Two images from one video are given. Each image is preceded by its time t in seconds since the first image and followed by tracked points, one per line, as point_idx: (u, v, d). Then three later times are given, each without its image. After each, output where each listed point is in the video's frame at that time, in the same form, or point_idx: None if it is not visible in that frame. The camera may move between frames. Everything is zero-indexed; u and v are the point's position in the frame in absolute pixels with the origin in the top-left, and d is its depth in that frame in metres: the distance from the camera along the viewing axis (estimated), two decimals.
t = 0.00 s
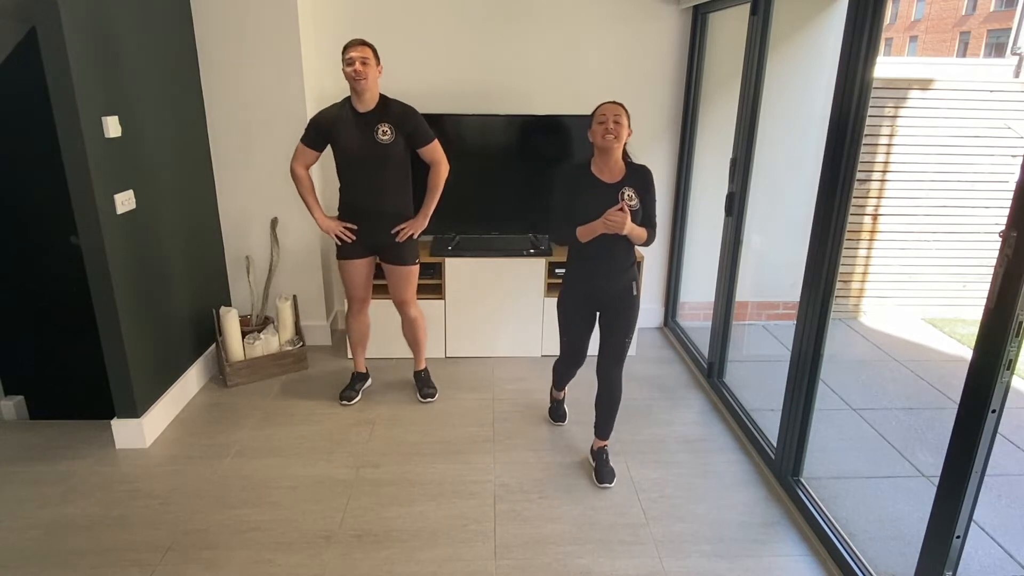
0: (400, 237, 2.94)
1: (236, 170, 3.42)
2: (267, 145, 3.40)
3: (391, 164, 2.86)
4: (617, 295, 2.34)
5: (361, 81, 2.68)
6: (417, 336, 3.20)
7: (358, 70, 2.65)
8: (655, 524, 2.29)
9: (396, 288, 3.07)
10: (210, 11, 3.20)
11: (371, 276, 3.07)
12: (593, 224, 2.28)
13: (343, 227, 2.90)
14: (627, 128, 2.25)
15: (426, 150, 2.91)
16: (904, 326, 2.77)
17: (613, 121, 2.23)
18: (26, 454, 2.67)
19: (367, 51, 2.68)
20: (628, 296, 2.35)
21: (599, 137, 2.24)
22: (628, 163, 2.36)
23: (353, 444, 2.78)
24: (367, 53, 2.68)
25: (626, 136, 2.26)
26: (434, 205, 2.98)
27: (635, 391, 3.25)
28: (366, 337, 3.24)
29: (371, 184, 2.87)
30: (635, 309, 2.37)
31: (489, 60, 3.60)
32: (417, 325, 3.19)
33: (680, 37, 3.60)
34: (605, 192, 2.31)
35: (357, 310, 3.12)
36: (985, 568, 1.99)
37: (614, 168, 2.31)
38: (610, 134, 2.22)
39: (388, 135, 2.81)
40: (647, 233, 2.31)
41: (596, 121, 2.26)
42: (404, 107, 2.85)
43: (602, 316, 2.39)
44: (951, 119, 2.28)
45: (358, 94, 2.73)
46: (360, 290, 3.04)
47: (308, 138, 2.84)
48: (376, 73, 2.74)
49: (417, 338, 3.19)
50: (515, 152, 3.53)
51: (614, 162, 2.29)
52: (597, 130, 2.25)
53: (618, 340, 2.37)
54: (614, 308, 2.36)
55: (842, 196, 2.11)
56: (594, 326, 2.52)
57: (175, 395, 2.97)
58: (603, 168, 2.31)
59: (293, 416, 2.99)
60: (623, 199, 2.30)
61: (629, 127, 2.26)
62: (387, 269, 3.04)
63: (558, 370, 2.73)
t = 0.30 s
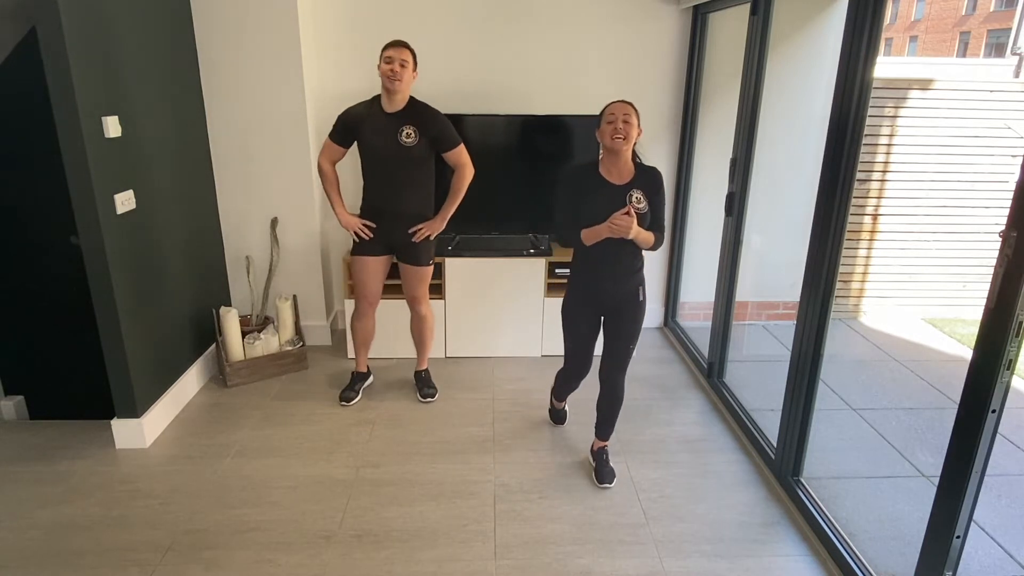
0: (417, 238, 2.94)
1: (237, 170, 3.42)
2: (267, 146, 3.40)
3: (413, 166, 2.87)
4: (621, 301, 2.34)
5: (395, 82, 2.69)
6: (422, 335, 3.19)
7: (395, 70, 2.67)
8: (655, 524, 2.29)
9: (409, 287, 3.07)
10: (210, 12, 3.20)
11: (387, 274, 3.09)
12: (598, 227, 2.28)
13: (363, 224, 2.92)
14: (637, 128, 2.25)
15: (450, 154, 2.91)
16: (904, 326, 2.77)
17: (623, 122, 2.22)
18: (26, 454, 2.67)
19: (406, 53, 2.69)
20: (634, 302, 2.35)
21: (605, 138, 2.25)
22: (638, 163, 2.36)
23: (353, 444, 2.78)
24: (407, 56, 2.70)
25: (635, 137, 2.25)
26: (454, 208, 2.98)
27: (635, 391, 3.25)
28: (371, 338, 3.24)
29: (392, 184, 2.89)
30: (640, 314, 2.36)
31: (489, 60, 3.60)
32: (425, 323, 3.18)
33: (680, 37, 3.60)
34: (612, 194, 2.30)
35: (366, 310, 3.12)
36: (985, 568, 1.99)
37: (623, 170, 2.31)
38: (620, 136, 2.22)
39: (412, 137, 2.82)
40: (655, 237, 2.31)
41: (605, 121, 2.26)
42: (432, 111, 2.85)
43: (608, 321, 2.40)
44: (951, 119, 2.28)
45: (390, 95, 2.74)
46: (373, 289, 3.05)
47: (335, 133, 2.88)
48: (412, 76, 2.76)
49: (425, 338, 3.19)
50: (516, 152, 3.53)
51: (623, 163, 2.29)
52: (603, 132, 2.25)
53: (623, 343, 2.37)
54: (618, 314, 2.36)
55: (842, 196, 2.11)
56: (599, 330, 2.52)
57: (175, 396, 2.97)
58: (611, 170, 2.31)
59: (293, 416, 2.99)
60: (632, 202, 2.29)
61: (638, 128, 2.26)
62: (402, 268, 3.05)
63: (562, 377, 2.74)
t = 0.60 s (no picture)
0: (420, 240, 2.94)
1: (237, 170, 3.42)
2: (267, 145, 3.40)
3: (420, 166, 2.87)
4: (620, 302, 2.34)
5: (410, 82, 2.71)
6: (423, 335, 3.19)
7: (411, 71, 2.69)
8: (655, 524, 2.29)
9: (412, 287, 3.08)
10: (210, 11, 3.20)
11: (392, 273, 3.09)
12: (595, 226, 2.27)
13: (369, 221, 2.93)
14: (631, 129, 2.26)
15: (459, 158, 2.90)
16: (904, 326, 2.77)
17: (618, 122, 2.23)
18: (26, 454, 2.67)
19: (423, 55, 2.71)
20: (633, 303, 2.34)
21: (600, 138, 2.26)
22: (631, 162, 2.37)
23: (353, 444, 2.78)
24: (423, 58, 2.72)
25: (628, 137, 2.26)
26: (460, 211, 2.96)
27: (635, 391, 3.26)
28: (377, 336, 3.22)
29: (396, 183, 2.89)
30: (640, 315, 2.35)
31: (489, 60, 3.60)
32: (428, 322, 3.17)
33: (680, 37, 3.60)
34: (607, 192, 2.32)
35: (371, 306, 3.12)
36: (985, 568, 1.99)
37: (617, 169, 2.32)
38: (615, 137, 2.23)
39: (420, 138, 2.82)
40: (652, 236, 2.31)
41: (599, 122, 2.27)
42: (444, 114, 2.85)
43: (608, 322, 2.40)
44: (951, 119, 2.28)
45: (402, 95, 2.76)
46: (377, 287, 3.06)
47: (348, 129, 2.91)
48: (428, 79, 2.78)
49: (426, 339, 3.19)
50: (516, 152, 3.53)
51: (617, 163, 2.30)
52: (599, 133, 2.26)
53: (620, 343, 2.37)
54: (618, 315, 2.35)
55: (842, 196, 2.11)
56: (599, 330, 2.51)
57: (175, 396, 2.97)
58: (604, 168, 2.32)
59: (293, 416, 2.99)
60: (627, 200, 2.30)
61: (632, 128, 2.27)
62: (407, 268, 3.06)
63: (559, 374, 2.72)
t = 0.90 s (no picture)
0: (417, 240, 2.94)
1: (237, 169, 3.42)
2: (267, 145, 3.40)
3: (416, 165, 2.87)
4: (609, 294, 2.34)
5: (402, 81, 2.72)
6: (423, 335, 3.19)
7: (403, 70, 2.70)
8: (655, 524, 2.29)
9: (411, 287, 3.08)
10: (210, 11, 3.20)
11: (389, 272, 3.09)
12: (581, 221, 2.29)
13: (367, 220, 2.94)
14: (616, 129, 2.26)
15: (454, 156, 2.89)
16: (904, 326, 2.77)
17: (603, 123, 2.24)
18: (27, 454, 2.67)
19: (416, 54, 2.72)
20: (621, 295, 2.34)
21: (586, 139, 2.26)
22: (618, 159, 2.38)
23: (354, 444, 2.78)
24: (416, 57, 2.72)
25: (614, 136, 2.27)
26: (456, 209, 2.96)
27: (635, 391, 3.26)
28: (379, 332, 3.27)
29: (392, 182, 2.89)
30: (629, 307, 2.36)
31: (489, 60, 3.60)
32: (427, 323, 3.17)
33: (680, 37, 3.60)
34: (594, 189, 2.32)
35: (371, 305, 3.14)
36: (985, 568, 1.99)
37: (604, 166, 2.33)
38: (599, 137, 2.23)
39: (414, 136, 2.82)
40: (638, 230, 2.32)
41: (586, 122, 2.27)
42: (439, 111, 2.85)
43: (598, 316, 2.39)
44: (951, 119, 2.28)
45: (396, 94, 2.78)
46: (377, 286, 3.07)
47: (345, 129, 2.92)
48: (421, 78, 2.78)
49: (425, 338, 3.19)
50: (516, 151, 3.53)
51: (604, 161, 2.31)
52: (586, 133, 2.27)
53: (610, 335, 2.36)
54: (607, 307, 2.35)
55: (842, 196, 2.11)
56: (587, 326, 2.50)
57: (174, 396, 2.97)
58: (592, 165, 2.33)
59: (293, 416, 2.99)
60: (612, 195, 2.31)
61: (618, 127, 2.27)
62: (404, 268, 3.05)
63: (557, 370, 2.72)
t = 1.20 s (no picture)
0: (406, 237, 2.94)
1: (236, 169, 3.42)
2: (266, 144, 3.40)
3: (403, 162, 2.87)
4: (588, 280, 2.39)
5: (380, 81, 2.72)
6: (422, 335, 3.19)
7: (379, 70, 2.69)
8: (655, 524, 2.29)
9: (404, 287, 3.07)
10: (210, 12, 3.20)
11: (382, 272, 3.09)
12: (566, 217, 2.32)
13: (354, 223, 2.93)
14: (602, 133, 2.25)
15: (437, 151, 2.88)
16: (904, 326, 2.78)
17: (588, 127, 2.23)
18: (27, 454, 2.67)
19: (390, 52, 2.71)
20: (600, 280, 2.39)
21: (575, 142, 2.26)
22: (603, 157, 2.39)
23: (354, 444, 2.78)
24: (391, 55, 2.72)
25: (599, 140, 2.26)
26: (444, 205, 2.96)
27: (635, 391, 3.26)
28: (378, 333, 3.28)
29: (382, 181, 2.89)
30: (608, 291, 2.41)
31: (489, 60, 3.60)
32: (422, 324, 3.17)
33: (680, 37, 3.60)
34: (578, 188, 2.33)
35: (370, 306, 3.14)
36: (985, 568, 1.99)
37: (590, 166, 2.34)
38: (587, 142, 2.23)
39: (396, 132, 2.82)
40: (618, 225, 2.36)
41: (572, 125, 2.27)
42: (419, 107, 2.84)
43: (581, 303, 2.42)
44: (951, 119, 2.29)
45: (375, 94, 2.77)
46: (371, 287, 3.06)
47: (326, 133, 2.92)
48: (397, 76, 2.78)
49: (422, 338, 3.19)
50: (516, 151, 3.53)
51: (589, 161, 2.32)
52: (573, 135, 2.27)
53: (594, 320, 2.40)
54: (588, 293, 2.39)
55: (842, 197, 2.11)
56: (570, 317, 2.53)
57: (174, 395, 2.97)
58: (579, 166, 2.34)
59: (294, 416, 2.99)
60: (594, 196, 2.33)
61: (604, 129, 2.27)
62: (396, 267, 3.05)
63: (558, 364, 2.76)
